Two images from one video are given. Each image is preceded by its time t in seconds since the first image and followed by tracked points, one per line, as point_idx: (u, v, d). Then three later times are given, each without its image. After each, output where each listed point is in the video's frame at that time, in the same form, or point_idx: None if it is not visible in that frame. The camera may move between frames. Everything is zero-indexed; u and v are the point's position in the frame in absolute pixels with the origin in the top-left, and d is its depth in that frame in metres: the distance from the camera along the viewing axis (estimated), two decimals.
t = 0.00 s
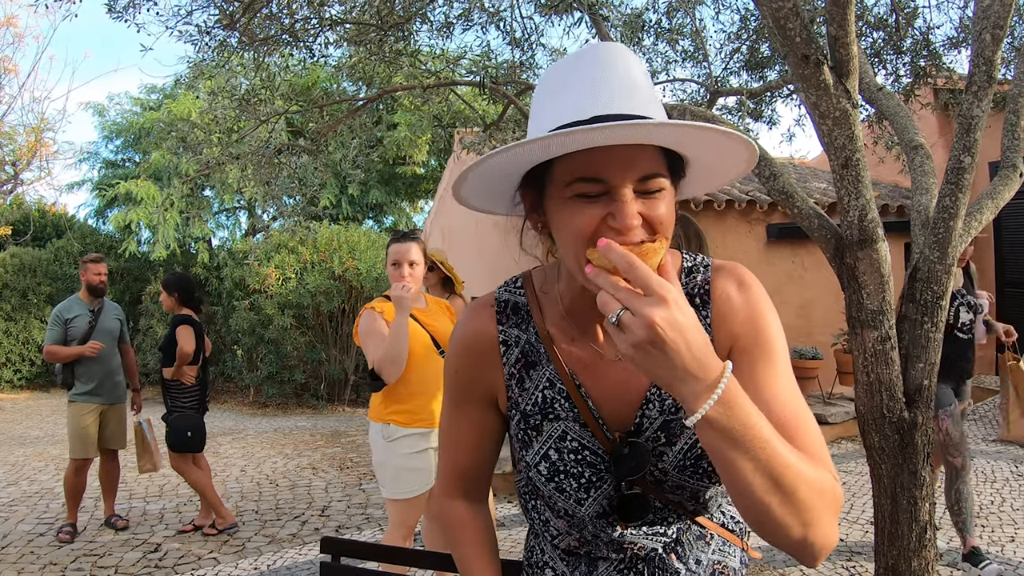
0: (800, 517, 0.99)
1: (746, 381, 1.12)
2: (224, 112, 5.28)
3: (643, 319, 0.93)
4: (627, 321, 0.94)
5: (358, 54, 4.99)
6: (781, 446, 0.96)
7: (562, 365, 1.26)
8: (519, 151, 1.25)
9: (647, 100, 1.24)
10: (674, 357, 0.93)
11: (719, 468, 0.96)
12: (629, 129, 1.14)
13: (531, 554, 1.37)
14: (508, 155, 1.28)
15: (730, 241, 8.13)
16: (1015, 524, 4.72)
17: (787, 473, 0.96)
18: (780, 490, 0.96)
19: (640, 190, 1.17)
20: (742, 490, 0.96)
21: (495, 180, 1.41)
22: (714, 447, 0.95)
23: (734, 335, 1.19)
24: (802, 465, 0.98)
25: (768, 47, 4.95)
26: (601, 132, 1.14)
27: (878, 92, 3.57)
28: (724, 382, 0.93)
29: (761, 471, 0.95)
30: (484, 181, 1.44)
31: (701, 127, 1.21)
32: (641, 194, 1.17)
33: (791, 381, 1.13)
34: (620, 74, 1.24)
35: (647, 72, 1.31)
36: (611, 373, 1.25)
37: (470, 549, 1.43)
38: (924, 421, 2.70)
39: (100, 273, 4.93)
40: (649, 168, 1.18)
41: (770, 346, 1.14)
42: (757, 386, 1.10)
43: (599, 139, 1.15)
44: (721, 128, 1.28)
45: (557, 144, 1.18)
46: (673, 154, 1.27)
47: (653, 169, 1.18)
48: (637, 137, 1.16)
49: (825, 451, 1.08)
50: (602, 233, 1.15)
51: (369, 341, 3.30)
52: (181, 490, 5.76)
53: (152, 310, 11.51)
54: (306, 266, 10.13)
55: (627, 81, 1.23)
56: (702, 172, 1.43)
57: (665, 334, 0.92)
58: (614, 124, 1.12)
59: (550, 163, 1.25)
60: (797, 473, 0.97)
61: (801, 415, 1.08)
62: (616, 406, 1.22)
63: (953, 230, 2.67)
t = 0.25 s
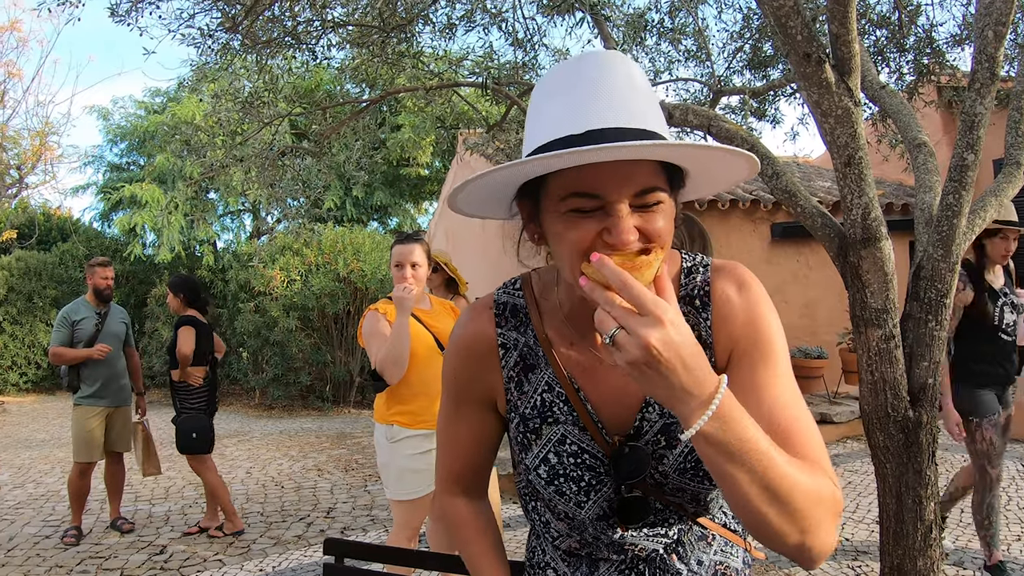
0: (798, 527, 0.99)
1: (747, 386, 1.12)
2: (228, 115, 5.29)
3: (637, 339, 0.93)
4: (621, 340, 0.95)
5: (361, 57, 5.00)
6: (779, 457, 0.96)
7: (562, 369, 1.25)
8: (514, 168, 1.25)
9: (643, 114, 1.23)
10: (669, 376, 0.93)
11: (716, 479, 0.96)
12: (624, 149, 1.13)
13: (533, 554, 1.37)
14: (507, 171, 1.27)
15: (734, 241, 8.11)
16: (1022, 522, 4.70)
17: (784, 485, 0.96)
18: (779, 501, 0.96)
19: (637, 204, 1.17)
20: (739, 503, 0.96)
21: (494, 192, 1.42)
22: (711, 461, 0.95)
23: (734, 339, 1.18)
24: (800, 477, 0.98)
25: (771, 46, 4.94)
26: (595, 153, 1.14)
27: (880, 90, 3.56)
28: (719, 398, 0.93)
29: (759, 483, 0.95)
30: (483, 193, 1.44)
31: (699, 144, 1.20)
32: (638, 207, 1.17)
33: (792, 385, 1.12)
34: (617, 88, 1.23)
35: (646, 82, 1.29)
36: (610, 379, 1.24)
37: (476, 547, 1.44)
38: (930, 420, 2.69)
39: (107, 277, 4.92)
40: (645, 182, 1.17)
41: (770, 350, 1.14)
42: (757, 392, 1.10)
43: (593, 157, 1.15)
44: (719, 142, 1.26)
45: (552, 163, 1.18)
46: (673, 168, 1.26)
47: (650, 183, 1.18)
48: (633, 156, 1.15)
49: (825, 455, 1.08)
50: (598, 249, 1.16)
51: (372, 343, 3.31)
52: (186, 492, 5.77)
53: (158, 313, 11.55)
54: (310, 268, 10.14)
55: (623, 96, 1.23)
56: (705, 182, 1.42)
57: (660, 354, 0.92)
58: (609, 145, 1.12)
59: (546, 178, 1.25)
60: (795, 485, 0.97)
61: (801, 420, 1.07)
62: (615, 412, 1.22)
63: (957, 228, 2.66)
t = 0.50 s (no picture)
0: (797, 537, 0.99)
1: (749, 392, 1.12)
2: (230, 117, 5.30)
3: (637, 359, 0.93)
4: (623, 359, 0.94)
5: (362, 58, 5.01)
6: (778, 468, 0.96)
7: (564, 372, 1.25)
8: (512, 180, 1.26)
9: (642, 125, 1.22)
10: (668, 396, 0.93)
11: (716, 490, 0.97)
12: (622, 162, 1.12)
13: (536, 553, 1.37)
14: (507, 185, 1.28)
15: (737, 240, 8.11)
16: None
17: (783, 498, 0.96)
18: (779, 513, 0.97)
19: (637, 214, 1.17)
20: (739, 514, 0.97)
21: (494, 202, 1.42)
22: (710, 472, 0.95)
23: (736, 342, 1.19)
24: (801, 490, 0.98)
25: (772, 45, 4.93)
26: (592, 166, 1.13)
27: (882, 88, 3.55)
28: (719, 415, 0.93)
29: (758, 495, 0.95)
30: (483, 202, 1.45)
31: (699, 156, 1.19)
32: (637, 218, 1.17)
33: (793, 389, 1.12)
34: (617, 99, 1.23)
35: (645, 91, 1.29)
36: (612, 386, 1.24)
37: (484, 543, 1.43)
38: (933, 418, 2.68)
39: (104, 279, 4.91)
40: (645, 192, 1.17)
41: (772, 355, 1.14)
42: (759, 397, 1.10)
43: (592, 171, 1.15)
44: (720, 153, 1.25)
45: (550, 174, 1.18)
46: (673, 179, 1.26)
47: (650, 193, 1.18)
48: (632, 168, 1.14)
49: (826, 461, 1.08)
50: (598, 262, 1.16)
51: (375, 343, 3.31)
52: (190, 494, 5.78)
53: (161, 315, 11.58)
54: (313, 270, 10.15)
55: (621, 106, 1.22)
56: (705, 189, 1.41)
57: (661, 375, 0.92)
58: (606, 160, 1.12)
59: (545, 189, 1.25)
60: (796, 496, 0.97)
61: (802, 427, 1.07)
62: (617, 417, 1.22)
63: (959, 226, 2.65)
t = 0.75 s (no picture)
0: (799, 540, 1.00)
1: (751, 395, 1.12)
2: (232, 119, 5.31)
3: (637, 368, 0.92)
4: (623, 368, 0.94)
5: (363, 59, 5.02)
6: (779, 472, 0.97)
7: (566, 376, 1.25)
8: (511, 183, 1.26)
9: (640, 129, 1.22)
10: (667, 403, 0.93)
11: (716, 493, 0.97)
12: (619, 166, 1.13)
13: (539, 552, 1.37)
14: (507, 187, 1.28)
15: (739, 239, 8.11)
16: None
17: (784, 502, 0.96)
18: (779, 516, 0.97)
19: (634, 217, 1.18)
20: (740, 518, 0.97)
21: (494, 206, 1.43)
22: (711, 476, 0.95)
23: (738, 344, 1.19)
24: (801, 494, 0.98)
25: (773, 44, 4.93)
26: (589, 170, 1.14)
27: (883, 87, 3.54)
28: (718, 420, 0.93)
29: (758, 498, 0.95)
30: (484, 207, 1.46)
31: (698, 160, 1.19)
32: (635, 220, 1.18)
33: (795, 391, 1.13)
34: (615, 103, 1.23)
35: (644, 95, 1.29)
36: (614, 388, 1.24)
37: (487, 544, 1.44)
38: (935, 417, 2.68)
39: (110, 282, 4.95)
40: (642, 194, 1.17)
41: (775, 358, 1.14)
42: (762, 400, 1.10)
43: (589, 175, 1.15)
44: (720, 156, 1.25)
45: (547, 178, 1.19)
46: (672, 182, 1.26)
47: (648, 195, 1.18)
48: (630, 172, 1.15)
49: (829, 463, 1.08)
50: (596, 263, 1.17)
51: (378, 344, 3.32)
52: (194, 496, 5.79)
53: (164, 316, 11.60)
54: (315, 271, 10.16)
55: (619, 110, 1.22)
56: (707, 192, 1.41)
57: (660, 384, 0.92)
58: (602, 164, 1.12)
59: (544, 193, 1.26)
60: (796, 499, 0.97)
61: (804, 430, 1.08)
62: (619, 420, 1.22)
63: (961, 225, 2.65)
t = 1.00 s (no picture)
0: (799, 534, 1.00)
1: (752, 389, 1.13)
2: (233, 119, 5.31)
3: (638, 366, 0.92)
4: (625, 365, 0.94)
5: (364, 57, 5.01)
6: (778, 465, 0.97)
7: (567, 370, 1.25)
8: (508, 171, 1.27)
9: (637, 115, 1.22)
10: (667, 398, 0.93)
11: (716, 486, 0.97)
12: (616, 151, 1.13)
13: (542, 547, 1.38)
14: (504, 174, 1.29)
15: (740, 237, 8.10)
16: None
17: (784, 496, 0.96)
18: (780, 510, 0.97)
19: (631, 205, 1.18)
20: (740, 511, 0.98)
21: (494, 196, 1.43)
22: (710, 470, 0.96)
23: (740, 338, 1.19)
24: (802, 488, 0.98)
25: (773, 41, 4.93)
26: (585, 154, 1.14)
27: (883, 83, 3.54)
28: (718, 414, 0.93)
29: (759, 492, 0.95)
30: (483, 198, 1.46)
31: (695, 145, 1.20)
32: (632, 208, 1.18)
33: (797, 385, 1.13)
34: (610, 89, 1.23)
35: (641, 83, 1.29)
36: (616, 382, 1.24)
37: (491, 540, 1.43)
38: (937, 412, 2.68)
39: (113, 283, 4.95)
40: (638, 181, 1.17)
41: (776, 351, 1.14)
42: (763, 394, 1.10)
43: (586, 160, 1.15)
44: (716, 143, 1.26)
45: (544, 165, 1.20)
46: (670, 168, 1.26)
47: (644, 182, 1.18)
48: (627, 157, 1.15)
49: (830, 458, 1.08)
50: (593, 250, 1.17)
51: (380, 342, 3.33)
52: (196, 495, 5.80)
53: (165, 316, 11.61)
54: (316, 270, 10.16)
55: (615, 96, 1.23)
56: (705, 181, 1.41)
57: (662, 381, 0.92)
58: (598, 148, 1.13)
59: (542, 182, 1.26)
60: (796, 493, 0.98)
61: (805, 423, 1.08)
62: (620, 413, 1.22)
63: (962, 220, 2.65)
